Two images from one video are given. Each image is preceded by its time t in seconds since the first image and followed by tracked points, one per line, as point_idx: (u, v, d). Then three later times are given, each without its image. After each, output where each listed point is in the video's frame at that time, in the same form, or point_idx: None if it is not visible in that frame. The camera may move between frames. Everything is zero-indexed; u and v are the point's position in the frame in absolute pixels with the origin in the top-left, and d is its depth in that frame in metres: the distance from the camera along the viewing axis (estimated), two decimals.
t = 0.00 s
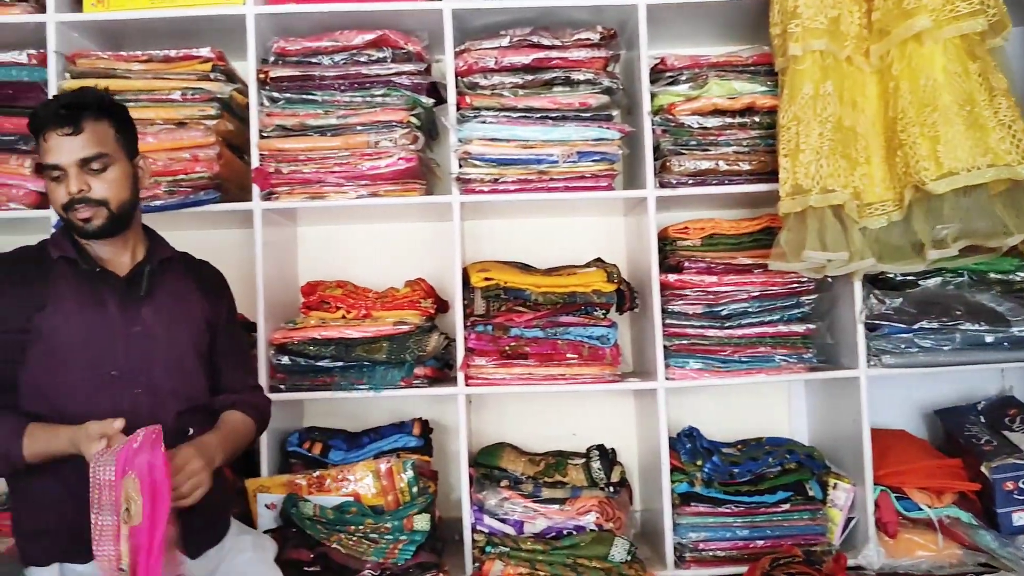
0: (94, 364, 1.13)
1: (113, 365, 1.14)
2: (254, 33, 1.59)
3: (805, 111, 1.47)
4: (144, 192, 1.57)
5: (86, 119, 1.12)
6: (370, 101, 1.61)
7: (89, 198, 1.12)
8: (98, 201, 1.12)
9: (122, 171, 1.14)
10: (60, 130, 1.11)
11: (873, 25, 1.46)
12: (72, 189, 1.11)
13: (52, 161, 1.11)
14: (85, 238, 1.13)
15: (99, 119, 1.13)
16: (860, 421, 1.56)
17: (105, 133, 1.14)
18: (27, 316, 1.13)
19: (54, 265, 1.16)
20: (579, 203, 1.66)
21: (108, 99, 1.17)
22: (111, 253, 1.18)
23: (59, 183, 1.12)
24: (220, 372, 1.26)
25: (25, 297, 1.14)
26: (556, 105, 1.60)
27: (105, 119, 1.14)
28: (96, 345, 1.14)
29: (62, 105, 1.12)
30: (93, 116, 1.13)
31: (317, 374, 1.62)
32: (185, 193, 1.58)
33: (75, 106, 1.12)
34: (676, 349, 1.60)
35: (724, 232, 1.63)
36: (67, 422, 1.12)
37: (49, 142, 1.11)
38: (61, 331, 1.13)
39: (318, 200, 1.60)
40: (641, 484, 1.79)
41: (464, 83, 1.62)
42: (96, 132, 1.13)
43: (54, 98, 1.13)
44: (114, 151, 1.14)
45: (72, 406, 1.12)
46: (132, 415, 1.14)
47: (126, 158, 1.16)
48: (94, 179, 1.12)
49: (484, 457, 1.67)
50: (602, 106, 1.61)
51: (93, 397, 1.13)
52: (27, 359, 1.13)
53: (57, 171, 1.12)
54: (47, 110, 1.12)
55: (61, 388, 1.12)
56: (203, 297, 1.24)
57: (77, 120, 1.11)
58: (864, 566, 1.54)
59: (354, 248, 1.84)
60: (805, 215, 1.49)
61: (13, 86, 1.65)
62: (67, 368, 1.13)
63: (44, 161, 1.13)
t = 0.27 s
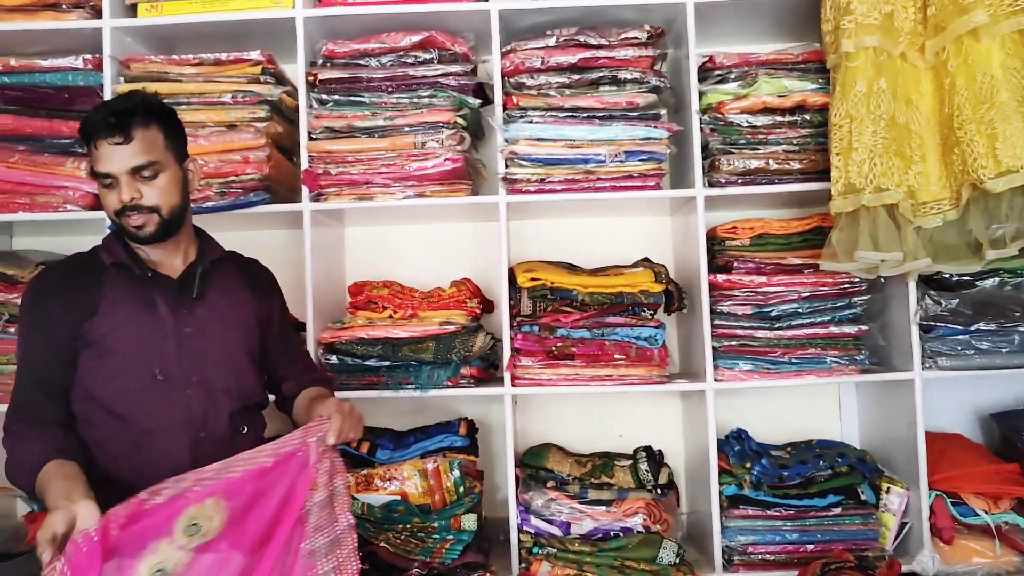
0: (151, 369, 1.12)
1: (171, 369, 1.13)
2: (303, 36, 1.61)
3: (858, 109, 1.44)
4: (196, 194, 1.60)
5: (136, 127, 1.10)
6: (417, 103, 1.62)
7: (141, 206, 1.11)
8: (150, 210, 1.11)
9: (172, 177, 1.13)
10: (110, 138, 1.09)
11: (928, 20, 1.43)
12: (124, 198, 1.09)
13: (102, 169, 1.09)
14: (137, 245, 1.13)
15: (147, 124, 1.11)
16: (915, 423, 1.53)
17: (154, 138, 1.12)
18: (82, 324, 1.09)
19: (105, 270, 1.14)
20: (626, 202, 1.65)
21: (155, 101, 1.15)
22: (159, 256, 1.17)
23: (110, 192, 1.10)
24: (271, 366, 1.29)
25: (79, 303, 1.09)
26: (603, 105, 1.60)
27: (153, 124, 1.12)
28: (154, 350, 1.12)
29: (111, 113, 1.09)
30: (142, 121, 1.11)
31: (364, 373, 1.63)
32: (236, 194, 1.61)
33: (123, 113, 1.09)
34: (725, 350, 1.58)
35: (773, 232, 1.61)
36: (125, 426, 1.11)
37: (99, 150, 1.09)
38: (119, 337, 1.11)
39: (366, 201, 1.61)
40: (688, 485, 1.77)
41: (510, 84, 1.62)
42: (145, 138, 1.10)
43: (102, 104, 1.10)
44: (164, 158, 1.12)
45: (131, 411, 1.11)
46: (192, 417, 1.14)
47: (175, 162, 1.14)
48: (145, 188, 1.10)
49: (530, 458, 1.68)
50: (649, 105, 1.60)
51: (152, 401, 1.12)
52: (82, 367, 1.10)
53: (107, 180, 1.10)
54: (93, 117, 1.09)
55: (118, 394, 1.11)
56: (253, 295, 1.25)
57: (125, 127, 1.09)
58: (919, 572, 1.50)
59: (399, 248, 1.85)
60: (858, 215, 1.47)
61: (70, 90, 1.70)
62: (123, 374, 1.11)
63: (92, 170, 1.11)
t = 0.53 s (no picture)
0: (202, 372, 1.13)
1: (220, 372, 1.14)
2: (349, 41, 1.62)
3: (910, 108, 1.41)
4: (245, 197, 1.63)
5: (183, 137, 1.10)
6: (462, 105, 1.62)
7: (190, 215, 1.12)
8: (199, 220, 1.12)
9: (219, 186, 1.13)
10: (158, 149, 1.09)
11: (984, 15, 1.38)
12: (173, 209, 1.10)
13: (151, 179, 1.10)
14: (187, 251, 1.14)
15: (194, 132, 1.11)
16: (969, 428, 1.50)
17: (201, 148, 1.12)
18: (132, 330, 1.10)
19: (154, 276, 1.15)
20: (671, 204, 1.64)
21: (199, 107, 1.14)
22: (206, 261, 1.18)
23: (159, 201, 1.10)
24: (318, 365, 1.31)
25: (129, 309, 1.10)
26: (648, 106, 1.59)
27: (200, 133, 1.12)
28: (204, 354, 1.13)
29: (158, 124, 1.09)
30: (189, 131, 1.11)
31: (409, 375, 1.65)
32: (284, 197, 1.63)
33: (170, 124, 1.09)
34: (772, 353, 1.56)
35: (822, 233, 1.58)
36: (180, 430, 1.12)
37: (147, 161, 1.09)
38: (169, 342, 1.12)
39: (411, 204, 1.62)
40: (733, 490, 1.75)
41: (555, 85, 1.62)
42: (192, 149, 1.11)
43: (148, 114, 1.10)
44: (211, 166, 1.12)
45: (182, 415, 1.12)
46: (242, 420, 1.15)
47: (221, 169, 1.15)
48: (194, 197, 1.11)
49: (574, 460, 1.67)
50: (695, 105, 1.59)
51: (202, 403, 1.13)
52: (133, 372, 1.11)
53: (156, 190, 1.10)
54: (140, 128, 1.09)
55: (169, 398, 1.12)
56: (299, 296, 1.26)
57: (173, 138, 1.09)
58: None
59: (443, 249, 1.85)
60: (911, 216, 1.44)
61: (123, 96, 1.75)
62: (174, 378, 1.12)
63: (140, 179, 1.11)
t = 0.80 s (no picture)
0: (240, 372, 1.14)
1: (258, 373, 1.15)
2: (391, 44, 1.63)
3: (960, 105, 1.39)
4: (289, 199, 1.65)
5: (248, 142, 1.12)
6: (503, 107, 1.62)
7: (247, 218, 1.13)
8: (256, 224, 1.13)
9: (277, 192, 1.15)
10: (223, 152, 1.11)
11: None
12: (232, 212, 1.12)
13: (213, 181, 1.11)
14: (240, 253, 1.15)
15: (257, 137, 1.13)
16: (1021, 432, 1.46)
17: (263, 153, 1.14)
18: (173, 330, 1.12)
19: (196, 277, 1.17)
20: (714, 204, 1.62)
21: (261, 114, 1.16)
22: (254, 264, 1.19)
23: (220, 203, 1.12)
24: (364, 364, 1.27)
25: (170, 309, 1.12)
26: (690, 106, 1.58)
27: (263, 140, 1.14)
28: (242, 354, 1.14)
29: (224, 127, 1.11)
30: (253, 135, 1.13)
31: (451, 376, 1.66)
32: (328, 200, 1.65)
33: (237, 129, 1.11)
34: (817, 355, 1.54)
35: (868, 233, 1.56)
36: (218, 428, 1.14)
37: (211, 162, 1.11)
38: (208, 342, 1.13)
39: (452, 206, 1.62)
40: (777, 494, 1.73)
41: (596, 86, 1.62)
42: (256, 153, 1.12)
43: (214, 117, 1.11)
44: (272, 173, 1.14)
45: (222, 414, 1.14)
46: (280, 419, 1.15)
47: (279, 175, 1.17)
48: (254, 202, 1.13)
49: (615, 463, 1.67)
50: (739, 104, 1.57)
51: (241, 403, 1.14)
52: (175, 371, 1.14)
53: (217, 192, 1.12)
54: (207, 130, 1.11)
55: (209, 397, 1.13)
56: (342, 295, 1.24)
57: (238, 142, 1.11)
58: None
59: (484, 251, 1.86)
60: (960, 214, 1.40)
61: (169, 101, 1.78)
62: (213, 378, 1.14)
63: (201, 179, 1.12)
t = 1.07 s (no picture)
0: (283, 376, 1.15)
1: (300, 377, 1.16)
2: (427, 47, 1.64)
3: (1004, 103, 1.35)
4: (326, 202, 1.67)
5: (284, 157, 1.11)
6: (538, 108, 1.63)
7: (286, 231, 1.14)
8: (295, 237, 1.14)
9: (314, 203, 1.15)
10: (260, 168, 1.11)
11: None
12: (272, 227, 1.12)
13: (251, 197, 1.12)
14: (282, 263, 1.17)
15: (293, 151, 1.13)
16: None
17: (299, 166, 1.13)
18: (218, 332, 1.14)
19: (242, 281, 1.18)
20: (751, 205, 1.61)
21: (296, 123, 1.16)
22: (296, 270, 1.20)
23: (258, 218, 1.12)
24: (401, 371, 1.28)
25: (215, 312, 1.14)
26: (727, 105, 1.56)
27: (299, 151, 1.14)
28: (285, 358, 1.16)
29: (259, 143, 1.10)
30: (289, 150, 1.12)
31: (485, 377, 1.65)
32: (364, 202, 1.66)
33: (272, 145, 1.11)
34: (857, 357, 1.52)
35: (909, 233, 1.54)
36: (259, 430, 1.15)
37: (249, 179, 1.11)
38: (252, 346, 1.15)
39: (487, 207, 1.63)
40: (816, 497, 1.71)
41: (632, 86, 1.61)
42: (293, 169, 1.12)
43: (250, 131, 1.11)
44: (309, 185, 1.14)
45: (264, 417, 1.15)
46: (321, 423, 1.16)
47: (317, 185, 1.16)
48: (292, 215, 1.13)
49: (651, 465, 1.67)
50: (776, 104, 1.56)
51: (283, 406, 1.15)
52: (220, 373, 1.16)
53: (256, 206, 1.12)
54: (243, 146, 1.10)
55: (251, 399, 1.15)
56: (383, 301, 1.25)
57: (274, 158, 1.11)
58: None
59: (519, 252, 1.86)
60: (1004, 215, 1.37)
61: (209, 105, 1.81)
62: (256, 380, 1.15)
63: (240, 195, 1.13)
